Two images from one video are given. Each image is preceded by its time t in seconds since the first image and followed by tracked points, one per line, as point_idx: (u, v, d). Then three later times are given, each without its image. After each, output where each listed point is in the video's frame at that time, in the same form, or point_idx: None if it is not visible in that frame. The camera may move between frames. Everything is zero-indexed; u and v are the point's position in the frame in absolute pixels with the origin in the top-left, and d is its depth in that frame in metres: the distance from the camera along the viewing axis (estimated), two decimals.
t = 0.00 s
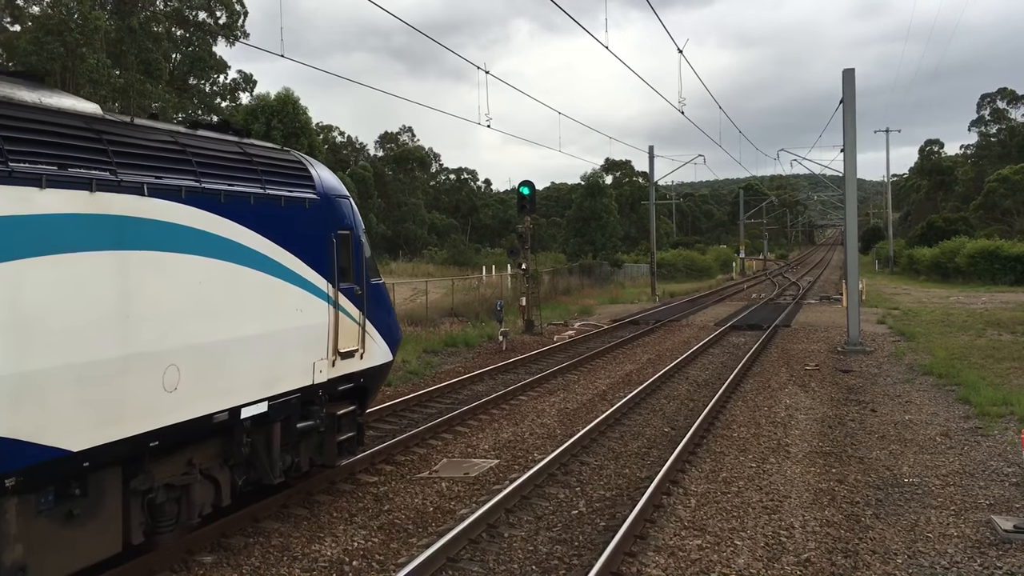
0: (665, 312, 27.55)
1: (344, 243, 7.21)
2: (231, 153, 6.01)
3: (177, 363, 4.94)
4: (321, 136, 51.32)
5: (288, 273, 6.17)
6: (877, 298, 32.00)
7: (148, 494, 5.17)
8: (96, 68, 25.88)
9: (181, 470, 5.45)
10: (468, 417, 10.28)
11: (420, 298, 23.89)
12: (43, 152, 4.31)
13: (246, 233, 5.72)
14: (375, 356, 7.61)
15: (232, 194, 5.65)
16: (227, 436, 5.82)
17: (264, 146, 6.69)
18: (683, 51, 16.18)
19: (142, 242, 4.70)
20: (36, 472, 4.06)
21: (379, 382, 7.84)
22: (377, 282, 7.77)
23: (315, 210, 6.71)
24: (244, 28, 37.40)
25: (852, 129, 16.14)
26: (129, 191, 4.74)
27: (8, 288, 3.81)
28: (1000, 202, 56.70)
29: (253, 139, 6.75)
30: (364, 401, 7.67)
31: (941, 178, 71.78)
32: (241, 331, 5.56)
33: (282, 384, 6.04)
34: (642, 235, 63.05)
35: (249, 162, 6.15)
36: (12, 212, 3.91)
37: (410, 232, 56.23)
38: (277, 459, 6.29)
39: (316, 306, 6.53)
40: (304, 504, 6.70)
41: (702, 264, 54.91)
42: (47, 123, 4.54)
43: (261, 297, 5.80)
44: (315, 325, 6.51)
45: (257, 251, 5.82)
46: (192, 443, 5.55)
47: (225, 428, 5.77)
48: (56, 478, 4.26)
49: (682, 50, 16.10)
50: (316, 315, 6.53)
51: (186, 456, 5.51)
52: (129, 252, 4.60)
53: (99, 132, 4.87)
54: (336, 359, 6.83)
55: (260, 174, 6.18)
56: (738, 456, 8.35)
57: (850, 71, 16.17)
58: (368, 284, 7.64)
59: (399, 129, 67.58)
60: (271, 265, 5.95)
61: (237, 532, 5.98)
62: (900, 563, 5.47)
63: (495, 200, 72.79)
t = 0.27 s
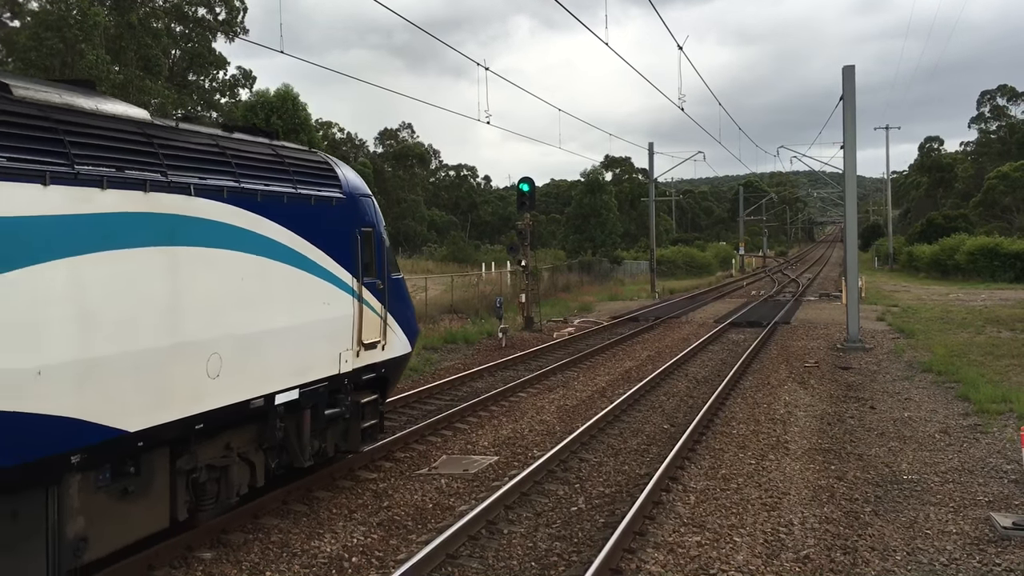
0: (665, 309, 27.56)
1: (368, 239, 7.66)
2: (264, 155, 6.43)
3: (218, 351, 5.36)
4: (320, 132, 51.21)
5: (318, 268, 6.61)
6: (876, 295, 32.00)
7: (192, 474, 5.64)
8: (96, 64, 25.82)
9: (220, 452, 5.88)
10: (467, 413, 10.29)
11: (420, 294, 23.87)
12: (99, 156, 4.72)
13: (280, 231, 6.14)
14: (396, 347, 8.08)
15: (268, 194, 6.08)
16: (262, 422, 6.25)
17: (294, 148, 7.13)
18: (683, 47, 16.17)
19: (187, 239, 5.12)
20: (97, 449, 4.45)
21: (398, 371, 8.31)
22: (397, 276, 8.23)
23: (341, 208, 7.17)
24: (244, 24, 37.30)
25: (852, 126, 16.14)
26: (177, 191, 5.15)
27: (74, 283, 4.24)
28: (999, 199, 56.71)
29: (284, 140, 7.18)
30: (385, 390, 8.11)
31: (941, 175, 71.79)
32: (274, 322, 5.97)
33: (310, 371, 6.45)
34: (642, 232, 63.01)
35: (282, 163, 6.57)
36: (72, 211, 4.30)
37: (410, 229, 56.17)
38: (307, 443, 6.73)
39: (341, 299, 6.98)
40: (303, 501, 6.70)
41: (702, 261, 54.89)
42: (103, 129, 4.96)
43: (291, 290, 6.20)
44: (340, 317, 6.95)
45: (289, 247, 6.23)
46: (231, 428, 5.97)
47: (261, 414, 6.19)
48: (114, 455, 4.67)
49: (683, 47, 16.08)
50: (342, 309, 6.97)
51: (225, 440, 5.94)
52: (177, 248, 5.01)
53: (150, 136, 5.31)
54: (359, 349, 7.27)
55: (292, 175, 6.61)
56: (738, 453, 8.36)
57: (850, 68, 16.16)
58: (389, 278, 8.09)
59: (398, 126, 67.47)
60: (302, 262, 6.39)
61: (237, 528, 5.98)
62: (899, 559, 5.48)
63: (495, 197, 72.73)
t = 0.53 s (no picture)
0: (665, 308, 27.54)
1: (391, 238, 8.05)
2: (297, 156, 6.77)
3: (258, 341, 5.72)
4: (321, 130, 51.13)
5: (346, 265, 6.99)
6: (877, 294, 31.97)
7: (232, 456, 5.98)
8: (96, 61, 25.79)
9: (258, 437, 6.27)
10: (467, 411, 10.29)
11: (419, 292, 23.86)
12: (158, 158, 5.05)
13: (313, 229, 6.51)
14: (416, 340, 8.50)
15: (302, 194, 6.45)
16: (294, 408, 6.65)
17: (322, 149, 7.48)
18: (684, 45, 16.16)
19: (231, 236, 5.47)
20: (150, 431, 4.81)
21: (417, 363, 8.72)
22: (416, 272, 8.68)
23: (368, 208, 7.55)
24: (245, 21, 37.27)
25: (852, 124, 16.12)
26: (223, 192, 5.50)
27: (134, 280, 4.58)
28: (1000, 198, 56.71)
29: (313, 142, 7.53)
30: (407, 380, 8.54)
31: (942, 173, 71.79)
32: (306, 313, 6.34)
33: (338, 362, 6.83)
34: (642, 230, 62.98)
35: (313, 165, 6.93)
36: (137, 212, 4.67)
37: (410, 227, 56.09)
38: (335, 429, 7.12)
39: (367, 295, 7.37)
40: (304, 498, 6.70)
41: (702, 259, 54.85)
42: (156, 132, 5.28)
43: (321, 284, 6.58)
44: (365, 311, 7.34)
45: (320, 244, 6.60)
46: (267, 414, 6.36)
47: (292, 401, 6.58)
48: (163, 437, 5.06)
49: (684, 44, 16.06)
50: (366, 304, 7.35)
51: (262, 425, 6.33)
52: (223, 246, 5.37)
53: (196, 140, 5.57)
54: (383, 342, 7.67)
55: (323, 176, 6.97)
56: (738, 451, 8.36)
57: (851, 67, 16.14)
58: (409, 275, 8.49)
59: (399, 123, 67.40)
60: (332, 259, 6.77)
61: (237, 526, 5.98)
62: (899, 558, 5.48)
63: (495, 195, 72.69)
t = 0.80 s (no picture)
0: (665, 309, 27.51)
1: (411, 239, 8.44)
2: (326, 161, 7.19)
3: (293, 335, 6.15)
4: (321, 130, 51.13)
5: (371, 265, 7.40)
6: (877, 295, 31.96)
7: (268, 443, 6.39)
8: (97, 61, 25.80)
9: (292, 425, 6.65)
10: (467, 412, 10.29)
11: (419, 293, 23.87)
12: (208, 166, 5.47)
13: (341, 231, 6.93)
14: (433, 337, 8.91)
15: (332, 198, 6.86)
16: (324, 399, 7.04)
17: (349, 155, 7.90)
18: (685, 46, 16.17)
19: (270, 237, 5.90)
20: (201, 416, 5.21)
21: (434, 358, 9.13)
22: (434, 272, 9.07)
23: (390, 210, 7.94)
24: (245, 22, 37.32)
25: (853, 125, 16.13)
26: (264, 196, 5.92)
27: (187, 274, 5.00)
28: (1000, 199, 56.70)
29: (339, 148, 7.95)
30: (426, 374, 8.93)
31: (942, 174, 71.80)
32: (335, 310, 6.77)
33: (363, 356, 7.25)
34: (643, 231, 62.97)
35: (342, 170, 7.35)
36: (188, 215, 5.08)
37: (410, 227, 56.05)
38: (361, 419, 7.52)
39: (390, 293, 7.78)
40: (304, 499, 6.70)
41: (702, 260, 54.83)
42: (203, 139, 5.72)
43: (348, 282, 7.00)
44: (389, 309, 7.76)
45: (348, 244, 7.03)
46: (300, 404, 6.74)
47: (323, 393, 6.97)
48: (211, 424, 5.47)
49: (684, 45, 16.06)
50: (390, 301, 7.78)
51: (296, 415, 6.71)
52: (263, 245, 5.80)
53: (238, 147, 6.00)
54: (405, 338, 8.09)
55: (351, 180, 7.39)
56: (738, 452, 8.36)
57: (852, 68, 16.14)
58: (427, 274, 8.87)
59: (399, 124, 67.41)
60: (358, 258, 7.19)
61: (237, 526, 5.98)
62: (899, 559, 5.48)
63: (496, 196, 72.70)
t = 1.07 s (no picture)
0: (665, 311, 27.52)
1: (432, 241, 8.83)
2: (354, 168, 7.63)
3: (325, 332, 6.58)
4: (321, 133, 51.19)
5: (396, 266, 7.83)
6: (877, 298, 31.95)
7: (302, 434, 6.83)
8: (97, 64, 25.83)
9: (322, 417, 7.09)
10: (467, 415, 10.29)
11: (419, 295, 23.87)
12: (250, 173, 5.91)
13: (369, 234, 7.37)
14: (452, 334, 9.30)
15: (360, 203, 7.30)
16: (350, 394, 7.46)
17: (375, 161, 8.33)
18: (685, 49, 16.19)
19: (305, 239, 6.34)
20: (244, 407, 5.66)
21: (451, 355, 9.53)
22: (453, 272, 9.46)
23: (412, 214, 8.35)
24: (245, 25, 37.39)
25: (853, 128, 16.15)
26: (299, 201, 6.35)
27: (230, 277, 5.44)
28: (1000, 201, 56.72)
29: (366, 155, 8.39)
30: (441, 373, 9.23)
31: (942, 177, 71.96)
32: (362, 307, 7.19)
33: (388, 353, 7.68)
34: (643, 233, 62.99)
35: (370, 177, 7.78)
36: (232, 220, 5.51)
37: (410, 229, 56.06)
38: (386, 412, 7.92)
39: (413, 293, 8.21)
40: (304, 501, 6.70)
41: (702, 263, 54.85)
42: (245, 148, 6.18)
43: (376, 283, 7.45)
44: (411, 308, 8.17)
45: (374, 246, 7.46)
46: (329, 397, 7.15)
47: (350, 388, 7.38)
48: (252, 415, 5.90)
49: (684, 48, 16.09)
50: (413, 301, 8.21)
51: (326, 408, 7.15)
52: (298, 247, 6.23)
53: (277, 156, 6.44)
54: (425, 336, 8.51)
55: (377, 186, 7.82)
56: (738, 455, 8.36)
57: (853, 71, 16.17)
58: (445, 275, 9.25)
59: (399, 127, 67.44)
60: (384, 260, 7.62)
61: (238, 528, 5.99)
62: (899, 562, 5.48)
63: (496, 198, 72.72)
